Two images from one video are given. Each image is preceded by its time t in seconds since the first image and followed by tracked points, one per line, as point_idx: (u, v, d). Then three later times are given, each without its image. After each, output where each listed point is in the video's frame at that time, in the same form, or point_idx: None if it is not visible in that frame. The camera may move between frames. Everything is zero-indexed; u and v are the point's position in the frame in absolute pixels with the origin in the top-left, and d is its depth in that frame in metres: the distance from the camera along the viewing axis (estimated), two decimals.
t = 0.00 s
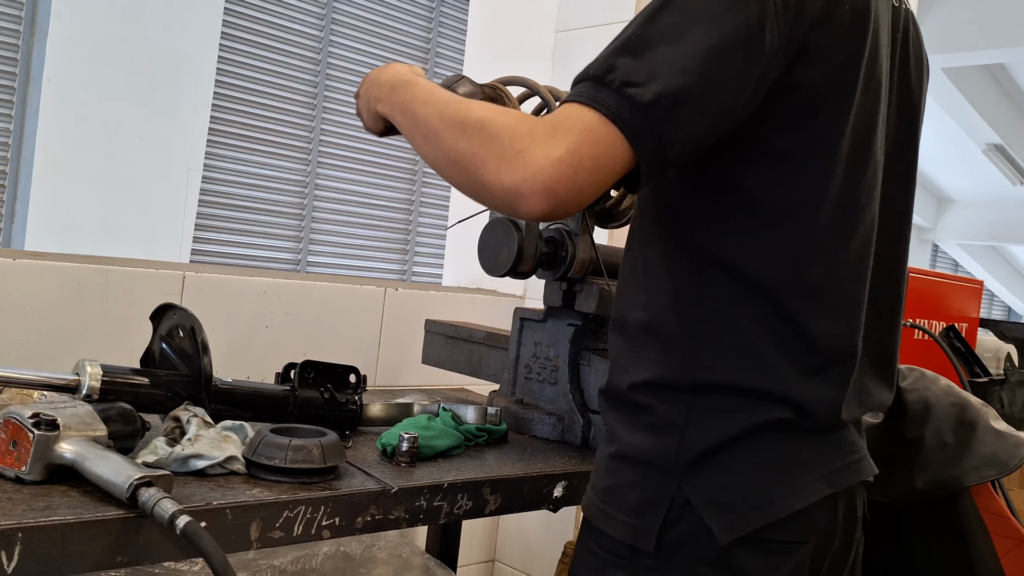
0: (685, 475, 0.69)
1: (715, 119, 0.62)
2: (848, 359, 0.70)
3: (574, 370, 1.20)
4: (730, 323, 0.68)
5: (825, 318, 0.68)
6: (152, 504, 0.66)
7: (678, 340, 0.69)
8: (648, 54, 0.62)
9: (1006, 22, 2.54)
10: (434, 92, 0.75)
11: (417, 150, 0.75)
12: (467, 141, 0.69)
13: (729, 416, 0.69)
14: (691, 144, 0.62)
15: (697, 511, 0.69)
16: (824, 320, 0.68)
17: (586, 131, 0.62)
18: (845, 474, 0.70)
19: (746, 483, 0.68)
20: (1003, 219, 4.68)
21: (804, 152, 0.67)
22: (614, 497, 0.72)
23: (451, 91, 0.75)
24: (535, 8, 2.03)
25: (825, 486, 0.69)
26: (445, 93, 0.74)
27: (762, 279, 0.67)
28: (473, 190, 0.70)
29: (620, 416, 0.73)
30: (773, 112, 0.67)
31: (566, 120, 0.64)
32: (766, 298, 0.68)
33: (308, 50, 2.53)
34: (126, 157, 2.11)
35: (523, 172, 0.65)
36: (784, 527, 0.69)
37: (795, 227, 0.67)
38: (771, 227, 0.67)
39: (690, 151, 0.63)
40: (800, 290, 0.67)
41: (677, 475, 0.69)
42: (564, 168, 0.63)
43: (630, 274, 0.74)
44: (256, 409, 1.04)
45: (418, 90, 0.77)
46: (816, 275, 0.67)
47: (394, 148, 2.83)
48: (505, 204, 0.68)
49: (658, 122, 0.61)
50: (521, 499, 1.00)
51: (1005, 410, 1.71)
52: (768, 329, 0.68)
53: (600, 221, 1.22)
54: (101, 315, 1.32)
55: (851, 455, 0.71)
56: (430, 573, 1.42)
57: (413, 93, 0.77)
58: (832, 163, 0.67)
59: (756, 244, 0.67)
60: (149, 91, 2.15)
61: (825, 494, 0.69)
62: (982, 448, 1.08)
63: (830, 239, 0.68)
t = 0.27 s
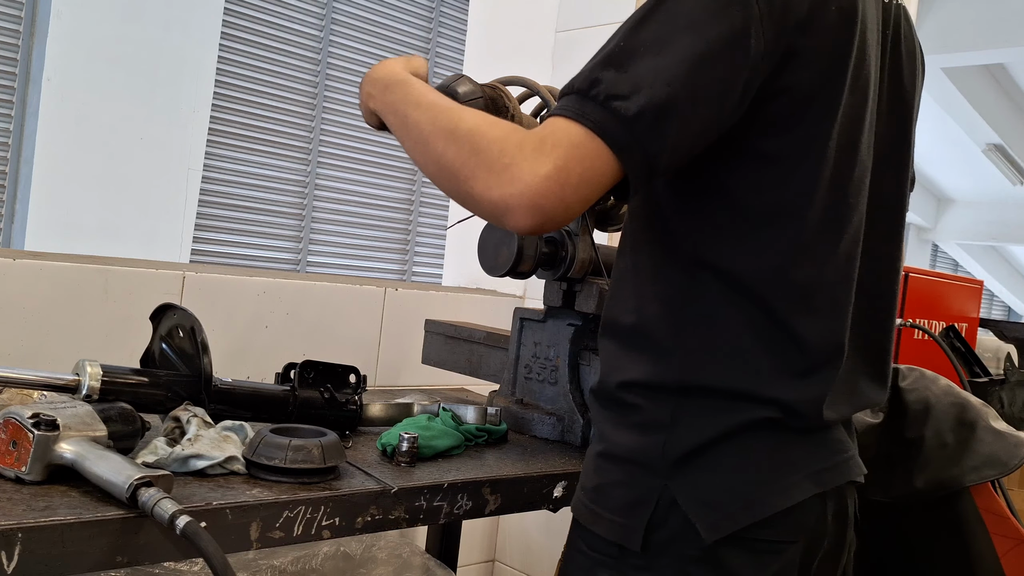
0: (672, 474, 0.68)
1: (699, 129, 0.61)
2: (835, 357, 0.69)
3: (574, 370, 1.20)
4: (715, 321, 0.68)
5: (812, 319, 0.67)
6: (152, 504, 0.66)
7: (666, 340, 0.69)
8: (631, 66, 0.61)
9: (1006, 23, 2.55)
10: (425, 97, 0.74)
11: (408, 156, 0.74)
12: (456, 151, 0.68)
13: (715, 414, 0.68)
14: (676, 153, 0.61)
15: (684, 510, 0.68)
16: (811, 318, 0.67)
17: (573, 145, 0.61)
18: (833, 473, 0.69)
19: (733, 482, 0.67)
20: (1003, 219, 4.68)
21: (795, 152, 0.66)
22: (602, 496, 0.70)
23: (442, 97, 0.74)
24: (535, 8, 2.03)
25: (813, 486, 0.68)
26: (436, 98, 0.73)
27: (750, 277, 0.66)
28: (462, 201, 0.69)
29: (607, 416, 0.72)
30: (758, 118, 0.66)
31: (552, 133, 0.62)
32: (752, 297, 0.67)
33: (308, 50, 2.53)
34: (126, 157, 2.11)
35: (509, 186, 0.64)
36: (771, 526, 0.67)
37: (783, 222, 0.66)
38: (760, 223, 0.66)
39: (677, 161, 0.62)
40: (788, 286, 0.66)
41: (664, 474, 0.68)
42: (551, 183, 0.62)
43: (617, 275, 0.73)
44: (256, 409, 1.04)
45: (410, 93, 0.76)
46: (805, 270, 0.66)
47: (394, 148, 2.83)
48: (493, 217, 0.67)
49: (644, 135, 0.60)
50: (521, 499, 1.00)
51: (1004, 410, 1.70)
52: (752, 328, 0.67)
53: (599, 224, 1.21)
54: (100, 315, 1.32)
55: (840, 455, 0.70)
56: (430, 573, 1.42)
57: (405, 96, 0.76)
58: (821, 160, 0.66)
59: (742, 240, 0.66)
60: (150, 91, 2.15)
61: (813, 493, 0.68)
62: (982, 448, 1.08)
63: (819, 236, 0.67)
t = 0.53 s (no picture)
0: (663, 473, 0.68)
1: (688, 127, 0.61)
2: (824, 355, 0.69)
3: (574, 370, 1.20)
4: (705, 320, 0.67)
5: (801, 319, 0.67)
6: (152, 504, 0.66)
7: (656, 340, 0.68)
8: (619, 65, 0.60)
9: (1006, 23, 2.55)
10: (420, 95, 0.73)
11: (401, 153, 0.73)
12: (446, 150, 0.68)
13: (704, 412, 0.68)
14: (664, 153, 0.61)
15: (675, 509, 0.67)
16: (799, 317, 0.67)
17: (560, 143, 0.61)
18: (826, 472, 0.68)
19: (724, 480, 0.67)
20: (1003, 219, 4.68)
21: (785, 148, 0.66)
22: (593, 495, 0.70)
23: (436, 95, 0.73)
24: (535, 8, 2.03)
25: (804, 485, 0.67)
26: (429, 97, 0.72)
27: (739, 276, 0.66)
28: (451, 199, 0.68)
29: (600, 415, 0.72)
30: (747, 116, 0.66)
31: (539, 132, 0.62)
32: (743, 295, 0.66)
33: (308, 50, 2.53)
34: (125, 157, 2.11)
35: (496, 185, 0.63)
36: (761, 526, 0.67)
37: (772, 220, 0.66)
38: (750, 222, 0.66)
39: (666, 160, 0.62)
40: (777, 284, 0.66)
41: (655, 473, 0.68)
42: (537, 181, 0.61)
43: (610, 277, 0.73)
44: (256, 409, 1.04)
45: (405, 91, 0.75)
46: (796, 268, 0.66)
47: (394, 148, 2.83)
48: (481, 215, 0.66)
49: (631, 134, 0.59)
50: (521, 499, 1.00)
51: (1004, 410, 1.70)
52: (741, 328, 0.67)
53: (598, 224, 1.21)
54: (100, 315, 1.32)
55: (832, 453, 0.69)
56: (430, 573, 1.42)
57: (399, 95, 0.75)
58: (812, 160, 0.65)
59: (732, 239, 0.66)
60: (149, 91, 2.15)
61: (804, 492, 0.67)
62: (982, 448, 1.08)
63: (810, 236, 0.67)
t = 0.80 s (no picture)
0: (658, 473, 0.68)
1: (683, 130, 0.60)
2: (819, 356, 0.69)
3: (574, 370, 1.19)
4: (700, 320, 0.67)
5: (794, 319, 0.67)
6: (152, 504, 0.66)
7: (651, 342, 0.68)
8: (612, 70, 0.61)
9: (1006, 22, 2.54)
10: (420, 101, 0.74)
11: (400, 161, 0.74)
12: (444, 158, 0.68)
13: (699, 413, 0.68)
14: (659, 156, 0.60)
15: (670, 509, 0.67)
16: (793, 317, 0.67)
17: (555, 151, 0.61)
18: (822, 472, 0.68)
19: (719, 480, 0.66)
20: (1002, 219, 4.68)
21: (781, 150, 0.66)
22: (588, 495, 0.70)
23: (434, 101, 0.74)
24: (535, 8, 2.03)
25: (800, 485, 0.67)
26: (429, 103, 0.73)
27: (734, 276, 0.66)
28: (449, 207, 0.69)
29: (595, 415, 0.72)
30: (741, 119, 0.66)
31: (534, 140, 0.62)
32: (737, 296, 0.66)
33: (308, 50, 2.53)
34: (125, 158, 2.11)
35: (491, 193, 0.64)
36: (757, 526, 0.66)
37: (768, 220, 0.66)
38: (744, 222, 0.66)
39: (663, 163, 0.61)
40: (772, 284, 0.66)
41: (650, 473, 0.68)
42: (532, 189, 0.62)
43: (608, 277, 0.73)
44: (256, 409, 1.04)
45: (406, 97, 0.76)
46: (791, 268, 0.66)
47: (394, 148, 2.83)
48: (478, 223, 0.66)
49: (625, 139, 0.59)
50: (521, 499, 1.00)
51: (1005, 410, 1.70)
52: (736, 328, 0.67)
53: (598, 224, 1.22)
54: (99, 315, 1.32)
55: (828, 454, 0.69)
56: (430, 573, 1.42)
57: (400, 101, 0.76)
58: (807, 160, 0.65)
59: (727, 238, 0.66)
60: (149, 91, 2.15)
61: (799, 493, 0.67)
62: (982, 448, 1.08)
63: (806, 235, 0.67)
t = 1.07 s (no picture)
0: (651, 472, 0.68)
1: (676, 129, 0.61)
2: (813, 355, 0.69)
3: (574, 370, 1.19)
4: (695, 319, 0.67)
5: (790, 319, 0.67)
6: (152, 504, 0.66)
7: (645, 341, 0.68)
8: (609, 69, 0.61)
9: (1006, 23, 2.54)
10: (411, 96, 0.73)
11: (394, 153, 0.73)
12: (438, 154, 0.67)
13: (692, 413, 0.67)
14: (654, 155, 0.60)
15: (664, 508, 0.67)
16: (787, 316, 0.67)
17: (554, 149, 0.61)
18: (815, 471, 0.68)
19: (712, 480, 0.66)
20: (1003, 219, 4.68)
21: (776, 148, 0.66)
22: (584, 494, 0.70)
23: (426, 97, 0.73)
24: (535, 9, 2.03)
25: (793, 484, 0.67)
26: (421, 98, 0.72)
27: (728, 275, 0.66)
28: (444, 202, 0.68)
29: (590, 414, 0.72)
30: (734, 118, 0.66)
31: (531, 138, 0.62)
32: (730, 296, 0.66)
33: (308, 50, 2.53)
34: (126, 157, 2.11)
35: (488, 191, 0.63)
36: (750, 524, 0.66)
37: (761, 219, 0.66)
38: (738, 221, 0.66)
39: (657, 162, 0.62)
40: (768, 283, 0.66)
41: (644, 472, 0.68)
42: (531, 187, 0.61)
43: (600, 275, 0.73)
44: (256, 409, 1.04)
45: (397, 91, 0.75)
46: (784, 266, 0.66)
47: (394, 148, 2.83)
48: (473, 219, 0.66)
49: (622, 139, 0.59)
50: (521, 499, 1.00)
51: (1005, 410, 1.71)
52: (729, 327, 0.67)
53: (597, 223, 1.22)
54: (99, 315, 1.32)
55: (821, 453, 0.69)
56: (430, 573, 1.43)
57: (390, 95, 0.75)
58: (801, 159, 0.65)
59: (720, 237, 0.66)
60: (149, 91, 2.15)
61: (793, 492, 0.67)
62: (982, 448, 1.09)
63: (802, 235, 0.67)
